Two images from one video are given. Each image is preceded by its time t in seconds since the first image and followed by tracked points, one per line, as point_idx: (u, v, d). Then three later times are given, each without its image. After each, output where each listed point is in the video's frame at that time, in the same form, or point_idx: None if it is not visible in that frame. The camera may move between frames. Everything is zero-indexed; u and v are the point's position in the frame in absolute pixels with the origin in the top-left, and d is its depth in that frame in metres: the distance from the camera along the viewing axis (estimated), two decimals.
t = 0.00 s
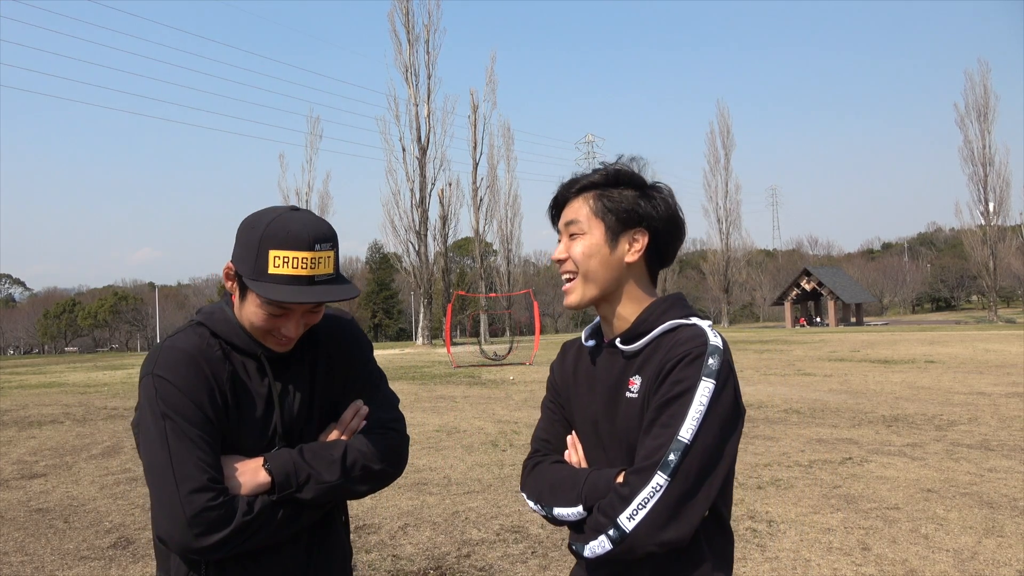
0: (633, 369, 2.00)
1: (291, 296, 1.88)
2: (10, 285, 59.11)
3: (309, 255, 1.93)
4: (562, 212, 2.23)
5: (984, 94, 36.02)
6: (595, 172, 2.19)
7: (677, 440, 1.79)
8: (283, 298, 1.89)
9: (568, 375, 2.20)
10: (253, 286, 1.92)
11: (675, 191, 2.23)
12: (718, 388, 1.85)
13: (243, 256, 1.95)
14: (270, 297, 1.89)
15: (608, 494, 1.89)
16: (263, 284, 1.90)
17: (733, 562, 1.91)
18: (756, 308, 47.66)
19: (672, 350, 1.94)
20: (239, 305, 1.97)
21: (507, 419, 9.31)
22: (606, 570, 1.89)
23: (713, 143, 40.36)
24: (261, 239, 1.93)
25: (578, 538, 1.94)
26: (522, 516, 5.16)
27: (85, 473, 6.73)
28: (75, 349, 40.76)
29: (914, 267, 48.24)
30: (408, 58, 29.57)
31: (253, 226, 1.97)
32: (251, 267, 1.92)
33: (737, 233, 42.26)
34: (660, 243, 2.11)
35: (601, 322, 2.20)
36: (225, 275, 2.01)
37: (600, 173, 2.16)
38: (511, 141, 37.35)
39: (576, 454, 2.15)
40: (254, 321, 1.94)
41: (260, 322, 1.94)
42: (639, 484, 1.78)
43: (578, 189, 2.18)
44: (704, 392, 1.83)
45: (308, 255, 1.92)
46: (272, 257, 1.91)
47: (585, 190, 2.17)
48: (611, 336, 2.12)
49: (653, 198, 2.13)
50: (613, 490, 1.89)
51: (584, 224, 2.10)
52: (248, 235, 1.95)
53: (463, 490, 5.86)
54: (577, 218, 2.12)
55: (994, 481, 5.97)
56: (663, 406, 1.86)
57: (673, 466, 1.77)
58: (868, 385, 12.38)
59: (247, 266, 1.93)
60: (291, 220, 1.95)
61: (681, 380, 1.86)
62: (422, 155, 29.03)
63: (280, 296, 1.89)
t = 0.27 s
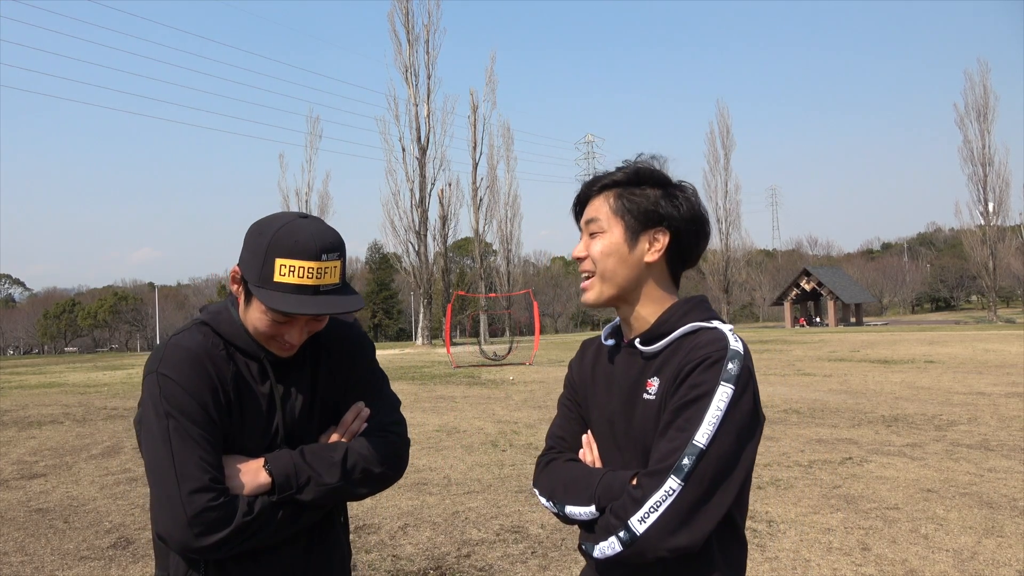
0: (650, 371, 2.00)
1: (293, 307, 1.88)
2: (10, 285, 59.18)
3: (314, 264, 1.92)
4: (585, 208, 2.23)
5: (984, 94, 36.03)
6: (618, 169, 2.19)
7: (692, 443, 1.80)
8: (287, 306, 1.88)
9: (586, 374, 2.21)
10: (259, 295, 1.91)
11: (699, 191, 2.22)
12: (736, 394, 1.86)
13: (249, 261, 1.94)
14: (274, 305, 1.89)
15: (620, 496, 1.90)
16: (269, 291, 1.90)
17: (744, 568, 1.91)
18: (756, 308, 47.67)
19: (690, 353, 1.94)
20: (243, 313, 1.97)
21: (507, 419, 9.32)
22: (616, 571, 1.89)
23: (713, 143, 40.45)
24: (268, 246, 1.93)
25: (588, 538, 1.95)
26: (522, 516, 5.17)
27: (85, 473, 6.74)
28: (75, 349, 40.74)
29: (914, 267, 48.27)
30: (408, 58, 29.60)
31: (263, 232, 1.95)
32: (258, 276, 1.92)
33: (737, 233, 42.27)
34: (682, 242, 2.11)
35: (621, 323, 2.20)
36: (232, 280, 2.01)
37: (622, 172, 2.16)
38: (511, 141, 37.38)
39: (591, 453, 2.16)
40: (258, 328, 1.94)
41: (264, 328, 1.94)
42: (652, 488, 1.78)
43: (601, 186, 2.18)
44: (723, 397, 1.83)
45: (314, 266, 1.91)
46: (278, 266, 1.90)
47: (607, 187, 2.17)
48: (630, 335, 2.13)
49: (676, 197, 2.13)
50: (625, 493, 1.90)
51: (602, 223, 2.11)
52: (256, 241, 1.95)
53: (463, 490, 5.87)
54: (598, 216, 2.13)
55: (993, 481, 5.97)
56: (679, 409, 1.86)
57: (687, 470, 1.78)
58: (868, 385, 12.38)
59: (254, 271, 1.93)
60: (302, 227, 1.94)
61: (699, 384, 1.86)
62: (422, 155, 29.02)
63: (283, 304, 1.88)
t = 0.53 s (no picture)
0: (658, 369, 2.00)
1: (301, 315, 1.88)
2: (10, 285, 59.14)
3: (324, 273, 1.92)
4: (609, 203, 2.19)
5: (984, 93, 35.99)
6: (647, 166, 2.18)
7: (698, 441, 1.80)
8: (297, 313, 1.88)
9: (593, 374, 2.21)
10: (267, 302, 1.91)
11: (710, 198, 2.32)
12: (743, 394, 1.86)
13: (259, 266, 1.94)
14: (283, 311, 1.89)
15: (622, 494, 1.90)
16: (279, 297, 1.90)
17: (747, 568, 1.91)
18: (756, 308, 47.64)
19: (698, 352, 1.94)
20: (252, 316, 1.97)
21: (507, 419, 9.31)
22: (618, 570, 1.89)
23: (713, 143, 40.32)
24: (279, 252, 1.92)
25: (591, 535, 1.95)
26: (522, 516, 5.16)
27: (85, 473, 6.73)
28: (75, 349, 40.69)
29: (914, 267, 48.23)
30: (408, 58, 29.58)
31: (276, 237, 1.95)
32: (268, 280, 1.91)
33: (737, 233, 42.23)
34: (705, 245, 2.18)
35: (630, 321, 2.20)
36: (241, 283, 2.00)
37: (656, 170, 2.15)
38: (511, 140, 37.36)
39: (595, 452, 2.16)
40: (266, 331, 1.94)
41: (272, 334, 1.94)
42: (657, 485, 1.79)
43: (629, 182, 2.16)
44: (729, 397, 1.84)
45: (324, 274, 1.91)
46: (288, 272, 1.90)
47: (639, 184, 2.15)
48: (639, 335, 2.13)
49: (697, 198, 2.19)
50: (628, 491, 1.90)
51: (645, 219, 2.08)
52: (268, 245, 1.94)
53: (464, 490, 5.86)
54: (638, 212, 2.09)
55: (993, 481, 5.97)
56: (685, 409, 1.86)
57: (692, 467, 1.78)
58: (868, 385, 12.36)
59: (264, 276, 1.92)
60: (314, 235, 1.94)
61: (706, 382, 1.87)
62: (422, 155, 28.99)
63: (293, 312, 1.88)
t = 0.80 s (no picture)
0: (661, 370, 2.00)
1: (304, 328, 1.87)
2: (10, 285, 59.16)
3: (327, 283, 1.91)
4: (608, 204, 2.19)
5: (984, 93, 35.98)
6: (647, 167, 2.18)
7: (713, 439, 1.81)
8: (298, 325, 1.87)
9: (586, 375, 2.20)
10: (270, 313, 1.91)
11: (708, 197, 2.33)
12: (754, 391, 1.88)
13: (263, 275, 1.94)
14: (285, 322, 1.88)
15: (630, 496, 1.89)
16: (282, 308, 1.90)
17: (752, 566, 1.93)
18: (756, 308, 47.63)
19: (707, 351, 1.95)
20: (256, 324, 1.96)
21: (507, 419, 9.31)
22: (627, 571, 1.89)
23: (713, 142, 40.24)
24: (281, 262, 1.91)
25: (596, 538, 1.94)
26: (522, 516, 5.16)
27: (85, 473, 6.73)
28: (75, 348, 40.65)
29: (914, 267, 48.22)
30: (408, 58, 29.57)
31: (279, 247, 1.94)
32: (272, 291, 1.91)
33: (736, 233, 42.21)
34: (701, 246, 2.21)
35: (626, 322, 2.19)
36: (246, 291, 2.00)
37: (656, 171, 2.16)
38: (511, 140, 37.34)
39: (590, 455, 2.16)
40: (270, 340, 1.94)
41: (276, 342, 1.93)
42: (673, 483, 1.78)
43: (630, 181, 2.16)
44: (740, 394, 1.86)
45: (327, 285, 1.90)
46: (291, 284, 1.90)
47: (639, 185, 2.15)
48: (636, 336, 2.12)
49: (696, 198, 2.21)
50: (637, 491, 1.89)
51: (650, 219, 2.09)
52: (271, 253, 1.94)
53: (463, 490, 5.86)
54: (641, 213, 2.10)
55: (993, 481, 5.97)
56: (698, 407, 1.87)
57: (709, 465, 1.79)
58: (868, 385, 12.36)
59: (267, 285, 1.92)
60: (317, 244, 1.93)
61: (718, 379, 1.88)
62: (422, 155, 28.98)
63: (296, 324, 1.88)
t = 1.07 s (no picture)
0: (659, 370, 2.00)
1: (302, 338, 1.87)
2: (10, 285, 59.14)
3: (326, 293, 1.91)
4: (596, 205, 2.19)
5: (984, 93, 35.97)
6: (634, 166, 2.18)
7: (719, 439, 1.81)
8: (297, 335, 1.88)
9: (578, 376, 2.20)
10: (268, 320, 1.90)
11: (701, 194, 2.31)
12: (755, 389, 1.89)
13: (263, 284, 1.93)
14: (284, 331, 1.88)
15: (635, 499, 1.89)
16: (281, 316, 1.90)
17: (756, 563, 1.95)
18: (756, 308, 47.64)
19: (707, 351, 1.95)
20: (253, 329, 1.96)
21: (507, 419, 9.31)
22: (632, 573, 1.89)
23: (713, 142, 40.19)
24: (280, 272, 1.91)
25: (599, 540, 1.94)
26: (522, 516, 5.17)
27: (85, 473, 6.74)
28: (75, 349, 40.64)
29: (914, 267, 48.22)
30: (408, 58, 29.57)
31: (281, 253, 1.94)
32: (270, 298, 1.91)
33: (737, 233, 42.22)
34: (692, 244, 2.20)
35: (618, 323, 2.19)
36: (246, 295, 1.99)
37: (643, 169, 2.15)
38: (511, 140, 37.34)
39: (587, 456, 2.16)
40: (270, 346, 1.93)
41: (276, 349, 1.93)
42: (680, 485, 1.78)
43: (616, 181, 2.16)
44: (742, 394, 1.87)
45: (326, 295, 1.90)
46: (290, 293, 1.90)
47: (626, 185, 2.15)
48: (629, 337, 2.12)
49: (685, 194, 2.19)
50: (641, 493, 1.89)
51: (635, 221, 2.08)
52: (271, 263, 1.93)
53: (464, 490, 5.86)
54: (626, 214, 2.09)
55: (993, 481, 5.97)
56: (700, 409, 1.87)
57: (715, 465, 1.79)
58: (868, 385, 12.36)
59: (266, 293, 1.92)
60: (317, 253, 1.92)
61: (719, 380, 1.89)
62: (422, 155, 28.99)
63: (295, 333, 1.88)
